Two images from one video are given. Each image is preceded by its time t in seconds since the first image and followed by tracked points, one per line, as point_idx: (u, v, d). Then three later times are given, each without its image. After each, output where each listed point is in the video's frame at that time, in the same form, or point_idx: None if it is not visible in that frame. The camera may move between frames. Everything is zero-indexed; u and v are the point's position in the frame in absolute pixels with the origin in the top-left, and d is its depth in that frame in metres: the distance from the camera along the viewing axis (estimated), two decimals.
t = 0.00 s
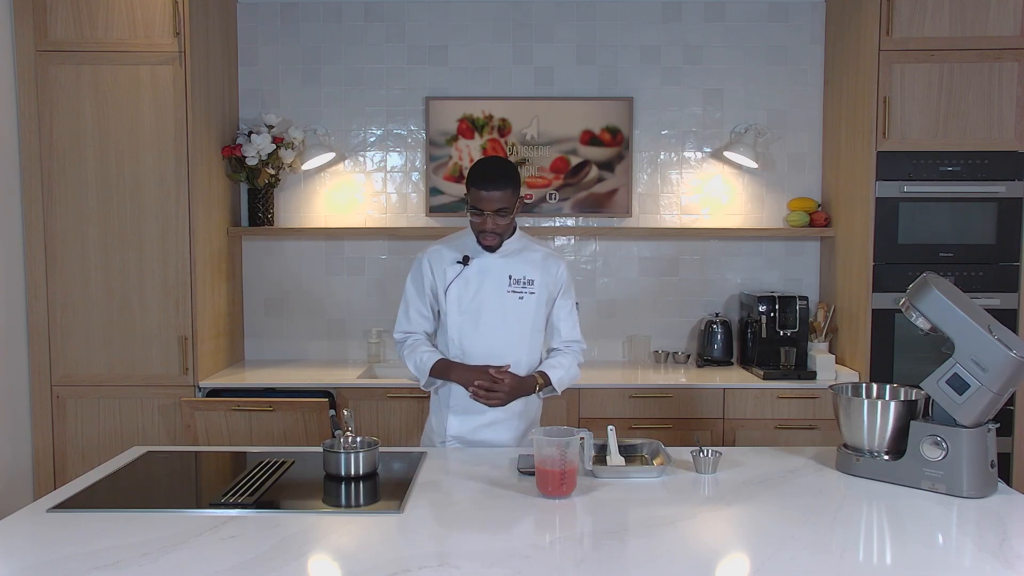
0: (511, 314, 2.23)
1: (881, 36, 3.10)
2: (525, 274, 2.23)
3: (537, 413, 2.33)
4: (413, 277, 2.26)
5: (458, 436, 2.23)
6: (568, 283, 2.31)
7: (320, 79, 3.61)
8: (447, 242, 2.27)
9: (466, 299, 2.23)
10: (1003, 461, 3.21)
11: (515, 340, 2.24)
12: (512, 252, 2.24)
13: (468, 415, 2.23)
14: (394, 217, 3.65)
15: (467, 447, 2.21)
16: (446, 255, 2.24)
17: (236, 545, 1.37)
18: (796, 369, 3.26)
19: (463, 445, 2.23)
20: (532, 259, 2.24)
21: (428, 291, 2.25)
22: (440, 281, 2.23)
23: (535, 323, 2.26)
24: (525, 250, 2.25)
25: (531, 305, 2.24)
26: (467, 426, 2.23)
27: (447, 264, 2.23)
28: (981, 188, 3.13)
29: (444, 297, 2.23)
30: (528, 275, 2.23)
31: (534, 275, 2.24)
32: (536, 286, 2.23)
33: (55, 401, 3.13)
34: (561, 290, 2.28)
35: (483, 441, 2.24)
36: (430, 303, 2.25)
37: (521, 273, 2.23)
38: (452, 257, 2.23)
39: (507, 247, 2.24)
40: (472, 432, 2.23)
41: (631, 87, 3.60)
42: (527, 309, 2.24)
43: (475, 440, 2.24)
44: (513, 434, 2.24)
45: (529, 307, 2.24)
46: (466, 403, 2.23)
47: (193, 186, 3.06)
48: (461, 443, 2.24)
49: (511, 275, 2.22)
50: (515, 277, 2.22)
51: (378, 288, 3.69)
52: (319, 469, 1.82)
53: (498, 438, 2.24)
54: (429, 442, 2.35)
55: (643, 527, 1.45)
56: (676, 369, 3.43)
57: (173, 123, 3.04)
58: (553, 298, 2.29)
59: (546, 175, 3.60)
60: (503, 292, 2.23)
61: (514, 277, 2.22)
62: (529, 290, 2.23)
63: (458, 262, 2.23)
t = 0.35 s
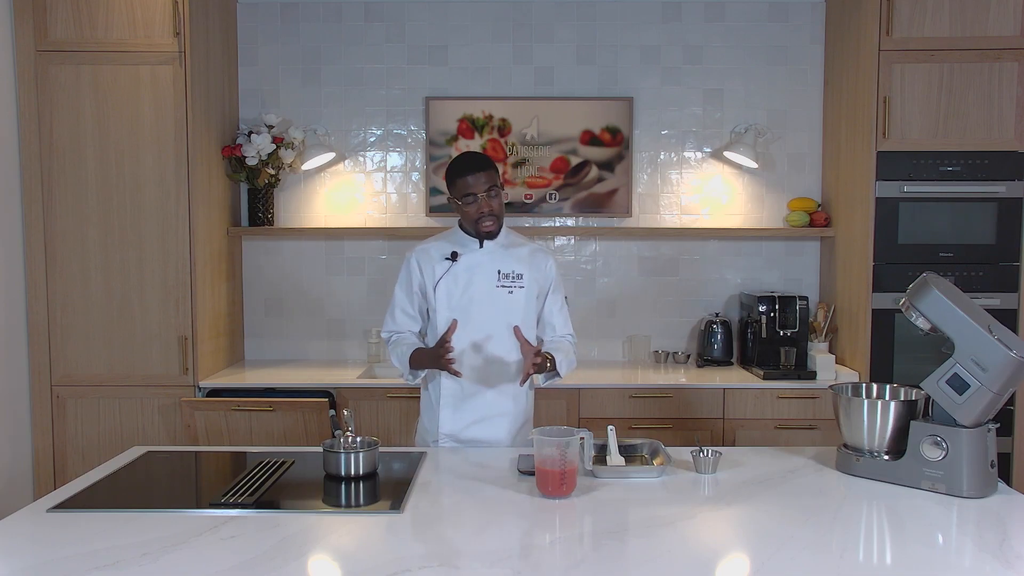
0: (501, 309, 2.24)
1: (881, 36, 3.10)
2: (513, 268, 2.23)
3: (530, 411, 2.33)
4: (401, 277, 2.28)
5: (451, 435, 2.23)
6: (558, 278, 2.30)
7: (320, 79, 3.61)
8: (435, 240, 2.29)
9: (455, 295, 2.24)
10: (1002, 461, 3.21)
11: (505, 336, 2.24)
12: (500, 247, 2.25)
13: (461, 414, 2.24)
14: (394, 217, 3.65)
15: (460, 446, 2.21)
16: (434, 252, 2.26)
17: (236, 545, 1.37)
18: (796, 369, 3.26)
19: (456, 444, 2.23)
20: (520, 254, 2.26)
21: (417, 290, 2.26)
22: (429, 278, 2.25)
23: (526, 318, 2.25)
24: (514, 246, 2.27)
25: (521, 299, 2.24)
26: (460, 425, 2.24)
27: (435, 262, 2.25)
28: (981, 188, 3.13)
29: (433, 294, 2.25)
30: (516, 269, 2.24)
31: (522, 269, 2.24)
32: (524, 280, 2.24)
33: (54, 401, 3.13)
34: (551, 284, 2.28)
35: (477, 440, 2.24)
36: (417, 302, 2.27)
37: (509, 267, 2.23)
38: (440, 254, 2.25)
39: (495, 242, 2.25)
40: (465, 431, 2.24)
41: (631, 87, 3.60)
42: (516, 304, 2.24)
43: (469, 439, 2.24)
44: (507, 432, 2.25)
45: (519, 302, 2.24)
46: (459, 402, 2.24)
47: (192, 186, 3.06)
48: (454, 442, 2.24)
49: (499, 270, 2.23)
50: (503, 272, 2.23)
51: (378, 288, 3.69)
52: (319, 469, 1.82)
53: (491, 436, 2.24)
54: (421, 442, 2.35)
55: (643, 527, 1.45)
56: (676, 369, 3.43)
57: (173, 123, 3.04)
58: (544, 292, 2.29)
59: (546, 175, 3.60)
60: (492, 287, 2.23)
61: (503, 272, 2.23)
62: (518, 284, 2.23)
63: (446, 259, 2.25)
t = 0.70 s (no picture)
0: (490, 308, 2.24)
1: (881, 36, 3.10)
2: (502, 266, 2.24)
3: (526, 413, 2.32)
4: (393, 278, 2.32)
5: (445, 435, 2.23)
6: (549, 277, 2.31)
7: (320, 79, 3.61)
8: (425, 242, 2.33)
9: (444, 294, 2.24)
10: (1002, 461, 3.21)
11: (495, 334, 2.24)
12: (489, 245, 2.27)
13: (454, 414, 2.23)
14: (394, 217, 3.65)
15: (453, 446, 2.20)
16: (424, 252, 2.29)
17: (236, 545, 1.37)
18: (796, 369, 3.26)
19: (450, 444, 2.22)
20: (509, 252, 2.26)
21: (407, 291, 2.30)
22: (419, 278, 2.28)
23: (517, 316, 2.25)
24: (503, 244, 2.28)
25: (510, 297, 2.24)
26: (453, 425, 2.23)
27: (424, 261, 2.27)
28: (981, 188, 3.13)
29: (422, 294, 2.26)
30: (505, 267, 2.25)
31: (511, 267, 2.25)
32: (513, 278, 2.24)
33: (54, 401, 3.13)
34: (541, 282, 2.29)
35: (470, 439, 2.24)
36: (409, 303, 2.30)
37: (497, 265, 2.25)
38: (429, 253, 2.28)
39: (483, 240, 2.27)
40: (459, 430, 2.23)
41: (631, 87, 3.60)
42: (506, 302, 2.24)
43: (462, 438, 2.24)
44: (501, 433, 2.25)
45: (508, 300, 2.24)
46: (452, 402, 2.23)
47: (192, 186, 3.06)
48: (448, 442, 2.23)
49: (488, 268, 2.24)
50: (492, 270, 2.24)
51: (377, 288, 3.69)
52: (319, 469, 1.82)
53: (484, 436, 2.24)
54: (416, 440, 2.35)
55: (643, 527, 1.45)
56: (676, 369, 3.43)
57: (173, 123, 3.04)
58: (534, 291, 2.29)
59: (546, 175, 3.59)
60: (480, 285, 2.24)
61: (491, 270, 2.24)
62: (507, 281, 2.24)
63: (435, 258, 2.26)
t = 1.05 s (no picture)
0: (486, 307, 2.24)
1: (881, 36, 3.10)
2: (498, 265, 2.25)
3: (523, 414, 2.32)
4: (389, 278, 2.32)
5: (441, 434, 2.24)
6: (546, 276, 2.30)
7: (320, 79, 3.61)
8: (421, 241, 2.32)
9: (440, 293, 2.24)
10: (1002, 461, 3.21)
11: (490, 332, 2.24)
12: (485, 244, 2.26)
13: (450, 414, 2.24)
14: (394, 217, 3.65)
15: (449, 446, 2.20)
16: (419, 252, 2.29)
17: (236, 545, 1.37)
18: (796, 369, 3.26)
19: (446, 443, 2.23)
20: (504, 251, 2.26)
21: (403, 290, 2.30)
22: (415, 277, 2.28)
23: (513, 315, 2.25)
24: (499, 243, 2.28)
25: (506, 296, 2.24)
26: (450, 424, 2.24)
27: (420, 261, 2.27)
28: (981, 188, 3.13)
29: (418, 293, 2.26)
30: (501, 266, 2.25)
31: (507, 266, 2.25)
32: (509, 277, 2.25)
33: (54, 401, 3.13)
34: (537, 281, 2.29)
35: (465, 440, 2.24)
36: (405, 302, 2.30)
37: (493, 264, 2.25)
38: (425, 253, 2.28)
39: (479, 240, 2.26)
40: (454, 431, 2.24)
41: (631, 87, 3.60)
42: (502, 301, 2.24)
43: (459, 438, 2.24)
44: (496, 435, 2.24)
45: (504, 299, 2.24)
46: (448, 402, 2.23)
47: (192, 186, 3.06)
48: (445, 442, 2.24)
49: (484, 267, 2.24)
50: (487, 269, 2.24)
51: (377, 288, 3.69)
52: (319, 469, 1.82)
53: (480, 436, 2.24)
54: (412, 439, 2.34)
55: (643, 527, 1.45)
56: (676, 369, 3.43)
57: (173, 123, 3.04)
58: (530, 290, 2.29)
59: (546, 175, 3.59)
60: (476, 284, 2.24)
61: (487, 269, 2.24)
62: (503, 280, 2.24)
63: (431, 258, 2.26)
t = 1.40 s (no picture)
0: (487, 307, 2.24)
1: (881, 36, 3.10)
2: (499, 265, 2.25)
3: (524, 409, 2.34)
4: (388, 278, 2.29)
5: (443, 434, 2.22)
6: (546, 276, 2.31)
7: (320, 79, 3.61)
8: (422, 241, 2.31)
9: (441, 293, 2.23)
10: (1002, 461, 3.22)
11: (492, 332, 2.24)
12: (486, 245, 2.26)
13: (452, 413, 2.22)
14: (394, 217, 3.65)
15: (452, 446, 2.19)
16: (420, 252, 2.27)
17: (235, 545, 1.37)
18: (796, 369, 3.26)
19: (447, 443, 2.21)
20: (506, 251, 2.27)
21: (403, 291, 2.28)
22: (415, 278, 2.26)
23: (514, 315, 2.26)
24: (499, 244, 2.28)
25: (507, 296, 2.24)
26: (452, 424, 2.22)
27: (421, 261, 2.26)
28: (981, 188, 3.13)
29: (419, 294, 2.25)
30: (502, 267, 2.25)
31: (508, 266, 2.25)
32: (511, 278, 2.25)
33: (54, 401, 3.13)
34: (538, 281, 2.30)
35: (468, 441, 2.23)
36: (405, 303, 2.28)
37: (495, 265, 2.25)
38: (426, 253, 2.26)
39: (480, 240, 2.26)
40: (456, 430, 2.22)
41: (631, 87, 3.60)
42: (503, 301, 2.24)
43: (461, 438, 2.23)
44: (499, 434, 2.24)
45: (505, 299, 2.24)
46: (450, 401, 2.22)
47: (192, 186, 3.07)
48: (446, 442, 2.22)
49: (486, 267, 2.24)
50: (489, 269, 2.24)
51: (377, 288, 3.69)
52: (319, 469, 1.82)
53: (482, 435, 2.23)
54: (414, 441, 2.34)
55: (643, 527, 1.45)
56: (676, 369, 3.43)
57: (173, 123, 3.04)
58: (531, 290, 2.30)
59: (546, 175, 3.59)
60: (478, 285, 2.24)
61: (489, 269, 2.24)
62: (504, 281, 2.24)
63: (432, 258, 2.25)
